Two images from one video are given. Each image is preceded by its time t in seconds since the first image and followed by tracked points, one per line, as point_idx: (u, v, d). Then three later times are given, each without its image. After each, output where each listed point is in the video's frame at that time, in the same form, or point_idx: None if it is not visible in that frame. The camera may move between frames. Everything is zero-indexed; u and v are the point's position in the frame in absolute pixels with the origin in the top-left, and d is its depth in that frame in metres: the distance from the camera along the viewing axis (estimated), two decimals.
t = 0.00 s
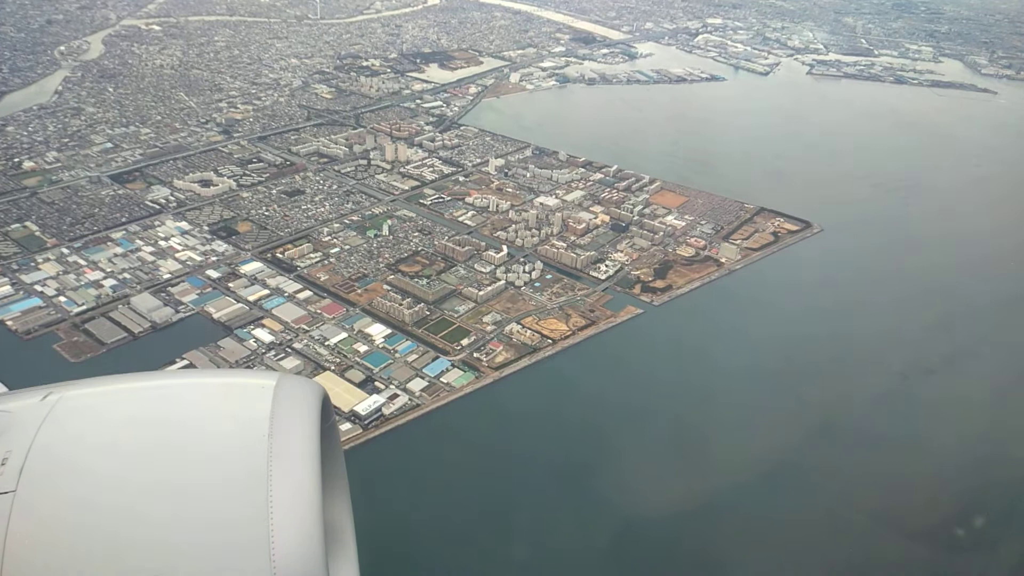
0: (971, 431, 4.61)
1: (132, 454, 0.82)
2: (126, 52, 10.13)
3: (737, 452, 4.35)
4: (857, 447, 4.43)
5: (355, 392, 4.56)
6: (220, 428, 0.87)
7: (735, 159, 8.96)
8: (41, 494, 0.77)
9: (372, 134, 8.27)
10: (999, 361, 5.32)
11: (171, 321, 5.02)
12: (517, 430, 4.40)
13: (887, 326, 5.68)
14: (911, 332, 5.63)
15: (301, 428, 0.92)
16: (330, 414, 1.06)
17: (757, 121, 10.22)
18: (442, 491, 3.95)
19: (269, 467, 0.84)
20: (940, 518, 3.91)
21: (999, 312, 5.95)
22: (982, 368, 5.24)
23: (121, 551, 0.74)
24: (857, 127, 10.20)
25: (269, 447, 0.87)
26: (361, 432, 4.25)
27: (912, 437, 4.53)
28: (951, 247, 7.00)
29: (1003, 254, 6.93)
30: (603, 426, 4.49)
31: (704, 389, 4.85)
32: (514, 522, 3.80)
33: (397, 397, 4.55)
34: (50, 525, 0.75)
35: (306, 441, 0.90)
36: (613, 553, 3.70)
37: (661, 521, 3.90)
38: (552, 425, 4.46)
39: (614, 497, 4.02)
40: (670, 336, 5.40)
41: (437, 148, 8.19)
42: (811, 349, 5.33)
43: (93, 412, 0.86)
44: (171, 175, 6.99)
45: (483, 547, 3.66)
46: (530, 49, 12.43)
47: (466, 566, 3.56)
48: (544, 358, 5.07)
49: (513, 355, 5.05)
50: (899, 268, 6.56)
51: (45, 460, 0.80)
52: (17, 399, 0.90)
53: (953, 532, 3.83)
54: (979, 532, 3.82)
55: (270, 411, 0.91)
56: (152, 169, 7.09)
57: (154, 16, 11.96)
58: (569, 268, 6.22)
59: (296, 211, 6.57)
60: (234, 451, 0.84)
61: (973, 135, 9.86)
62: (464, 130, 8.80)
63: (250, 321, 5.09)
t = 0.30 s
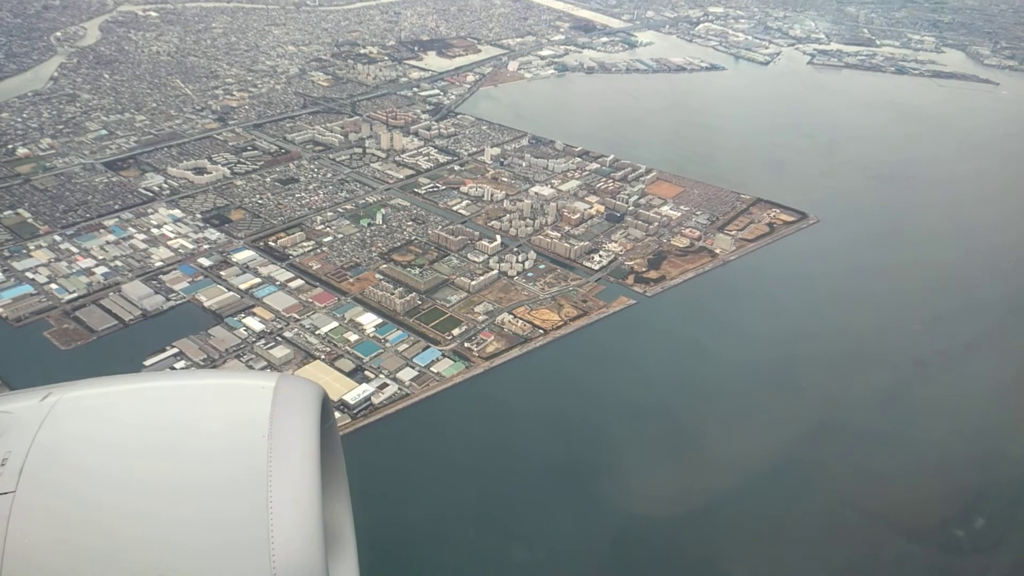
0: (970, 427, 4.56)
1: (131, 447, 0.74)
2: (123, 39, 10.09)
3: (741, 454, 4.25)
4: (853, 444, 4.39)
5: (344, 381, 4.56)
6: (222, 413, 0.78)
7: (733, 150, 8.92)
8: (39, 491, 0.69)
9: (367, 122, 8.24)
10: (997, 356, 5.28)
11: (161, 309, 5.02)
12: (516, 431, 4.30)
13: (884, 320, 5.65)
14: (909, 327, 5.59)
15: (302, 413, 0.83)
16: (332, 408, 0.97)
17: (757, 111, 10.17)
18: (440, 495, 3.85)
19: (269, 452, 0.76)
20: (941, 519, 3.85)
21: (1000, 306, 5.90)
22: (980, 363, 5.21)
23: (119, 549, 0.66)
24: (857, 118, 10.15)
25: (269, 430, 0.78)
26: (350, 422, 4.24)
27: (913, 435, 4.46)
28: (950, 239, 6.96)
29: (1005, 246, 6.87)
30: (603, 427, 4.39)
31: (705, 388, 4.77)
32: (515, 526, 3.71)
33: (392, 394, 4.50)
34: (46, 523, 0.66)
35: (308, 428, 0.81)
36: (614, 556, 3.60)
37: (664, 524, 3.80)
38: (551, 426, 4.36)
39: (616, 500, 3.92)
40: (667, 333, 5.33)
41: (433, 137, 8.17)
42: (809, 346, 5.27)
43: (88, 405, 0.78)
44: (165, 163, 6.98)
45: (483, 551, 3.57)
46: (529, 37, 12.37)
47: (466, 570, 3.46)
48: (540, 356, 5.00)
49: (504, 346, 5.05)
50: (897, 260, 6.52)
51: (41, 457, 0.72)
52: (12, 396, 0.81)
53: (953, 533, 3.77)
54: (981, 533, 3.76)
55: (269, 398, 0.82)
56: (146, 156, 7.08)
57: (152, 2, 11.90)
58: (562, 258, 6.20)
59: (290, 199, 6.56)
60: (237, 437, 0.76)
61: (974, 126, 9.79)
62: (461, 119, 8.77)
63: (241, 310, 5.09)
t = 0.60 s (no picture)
0: (971, 422, 4.49)
1: (137, 450, 0.77)
2: (120, 26, 10.05)
3: (740, 452, 4.19)
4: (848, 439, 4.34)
5: (333, 371, 4.56)
6: (225, 417, 0.81)
7: (732, 141, 8.88)
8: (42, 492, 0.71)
9: (363, 111, 8.21)
10: (995, 349, 5.22)
11: (153, 297, 5.03)
12: (513, 429, 4.24)
13: (881, 313, 5.60)
14: (907, 320, 5.54)
15: (300, 415, 0.85)
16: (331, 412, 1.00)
17: (756, 101, 10.12)
18: (437, 494, 3.79)
19: (270, 454, 0.79)
20: (941, 519, 3.76)
21: (1001, 298, 5.83)
22: (979, 355, 5.15)
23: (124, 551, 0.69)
24: (857, 109, 10.08)
25: (268, 433, 0.81)
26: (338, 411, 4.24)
27: (909, 429, 4.42)
28: (948, 230, 6.92)
29: (1007, 237, 6.79)
30: (601, 424, 4.33)
31: (703, 385, 4.71)
32: (514, 525, 3.65)
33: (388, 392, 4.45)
34: (53, 524, 0.69)
35: (305, 430, 0.84)
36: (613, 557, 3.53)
37: (664, 525, 3.73)
38: (548, 424, 4.30)
39: (615, 499, 3.86)
40: (664, 327, 5.29)
41: (430, 127, 8.13)
42: (805, 339, 5.23)
43: (90, 408, 0.81)
44: (159, 150, 6.97)
45: (481, 552, 3.50)
46: (529, 26, 12.31)
47: (464, 571, 3.40)
48: (536, 351, 4.95)
49: (494, 337, 5.04)
50: (896, 253, 6.47)
51: (43, 459, 0.74)
52: (12, 398, 0.84)
53: (953, 533, 3.67)
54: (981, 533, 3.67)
55: (269, 404, 0.85)
56: (141, 144, 7.06)
57: None
58: (556, 249, 6.19)
59: (284, 188, 6.54)
60: (238, 440, 0.79)
61: (976, 118, 9.72)
62: (458, 108, 8.73)
63: (233, 299, 5.09)
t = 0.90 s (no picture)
0: (967, 418, 4.45)
1: (134, 449, 0.77)
2: (117, 11, 10.00)
3: (740, 451, 4.13)
4: (842, 433, 4.32)
5: (324, 359, 4.55)
6: (226, 415, 0.82)
7: (731, 131, 8.83)
8: (43, 488, 0.72)
9: (360, 99, 8.19)
10: (991, 345, 5.20)
11: (144, 285, 5.03)
12: (511, 426, 4.18)
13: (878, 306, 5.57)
14: (904, 313, 5.51)
15: (299, 418, 0.86)
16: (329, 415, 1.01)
17: (757, 91, 10.05)
18: (436, 493, 3.74)
19: (270, 450, 0.79)
20: (941, 520, 3.67)
21: (999, 293, 5.79)
22: (974, 351, 5.13)
23: (124, 543, 0.69)
24: (859, 100, 10.01)
25: (269, 430, 0.82)
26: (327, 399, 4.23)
27: (905, 424, 4.39)
28: (945, 223, 6.89)
29: (1006, 233, 6.76)
30: (600, 421, 4.27)
31: (702, 382, 4.65)
32: (514, 524, 3.60)
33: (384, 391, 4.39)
34: (55, 518, 0.69)
35: (305, 430, 0.85)
36: (614, 557, 3.47)
37: (665, 525, 3.68)
38: (546, 422, 4.24)
39: (616, 499, 3.80)
40: (660, 320, 5.24)
41: (426, 115, 8.10)
42: (799, 331, 5.20)
43: (91, 407, 0.81)
44: (154, 138, 6.95)
45: (482, 553, 3.45)
46: (529, 14, 12.24)
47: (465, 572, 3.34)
48: (532, 345, 4.90)
49: (486, 327, 5.02)
50: (894, 246, 6.43)
51: (44, 457, 0.75)
52: (12, 399, 0.84)
53: (953, 534, 3.57)
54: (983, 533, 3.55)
55: (268, 405, 0.85)
56: (136, 131, 7.05)
57: None
58: (550, 239, 6.17)
59: (278, 176, 6.53)
60: (238, 437, 0.79)
61: (978, 110, 9.65)
62: (455, 96, 8.69)
63: (224, 288, 5.09)
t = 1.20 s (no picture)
0: (963, 415, 4.43)
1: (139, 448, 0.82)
2: None
3: (739, 450, 4.07)
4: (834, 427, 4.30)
5: (314, 348, 4.54)
6: (223, 416, 0.88)
7: (730, 121, 8.78)
8: (42, 486, 0.77)
9: (357, 87, 8.14)
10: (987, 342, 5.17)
11: (136, 272, 5.02)
12: (508, 425, 4.12)
13: (874, 300, 5.54)
14: (900, 308, 5.49)
15: (299, 420, 0.92)
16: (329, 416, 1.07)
17: (758, 81, 9.99)
18: (434, 491, 3.68)
19: (269, 454, 0.85)
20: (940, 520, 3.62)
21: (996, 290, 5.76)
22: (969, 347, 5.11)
23: (124, 540, 0.74)
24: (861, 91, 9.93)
25: (269, 432, 0.87)
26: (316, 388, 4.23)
27: (899, 421, 4.37)
28: (943, 216, 6.86)
29: (1006, 228, 6.71)
30: (597, 420, 4.20)
31: (699, 378, 4.60)
32: (513, 523, 3.54)
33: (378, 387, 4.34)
34: (58, 516, 0.74)
35: (304, 431, 0.90)
36: (613, 556, 3.42)
37: (665, 524, 3.62)
38: (543, 419, 4.17)
39: (615, 498, 3.74)
40: (656, 313, 5.19)
41: (423, 103, 8.06)
42: (794, 324, 5.18)
43: (89, 408, 0.86)
44: (150, 124, 6.93)
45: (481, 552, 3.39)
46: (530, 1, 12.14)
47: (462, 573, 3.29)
48: (527, 339, 4.85)
49: (478, 316, 5.01)
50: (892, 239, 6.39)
51: (44, 457, 0.80)
52: (14, 401, 0.89)
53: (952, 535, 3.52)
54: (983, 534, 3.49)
55: (269, 407, 0.91)
56: (131, 118, 7.03)
57: None
58: (544, 229, 6.15)
59: (272, 163, 6.51)
60: (239, 437, 0.85)
61: (981, 103, 9.57)
62: (453, 84, 8.64)
63: (215, 276, 5.08)
